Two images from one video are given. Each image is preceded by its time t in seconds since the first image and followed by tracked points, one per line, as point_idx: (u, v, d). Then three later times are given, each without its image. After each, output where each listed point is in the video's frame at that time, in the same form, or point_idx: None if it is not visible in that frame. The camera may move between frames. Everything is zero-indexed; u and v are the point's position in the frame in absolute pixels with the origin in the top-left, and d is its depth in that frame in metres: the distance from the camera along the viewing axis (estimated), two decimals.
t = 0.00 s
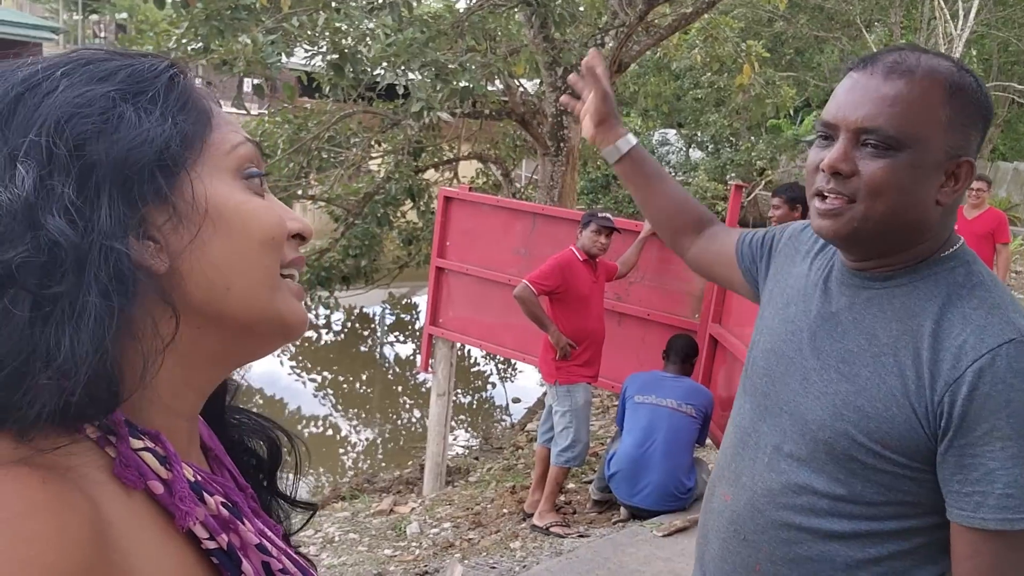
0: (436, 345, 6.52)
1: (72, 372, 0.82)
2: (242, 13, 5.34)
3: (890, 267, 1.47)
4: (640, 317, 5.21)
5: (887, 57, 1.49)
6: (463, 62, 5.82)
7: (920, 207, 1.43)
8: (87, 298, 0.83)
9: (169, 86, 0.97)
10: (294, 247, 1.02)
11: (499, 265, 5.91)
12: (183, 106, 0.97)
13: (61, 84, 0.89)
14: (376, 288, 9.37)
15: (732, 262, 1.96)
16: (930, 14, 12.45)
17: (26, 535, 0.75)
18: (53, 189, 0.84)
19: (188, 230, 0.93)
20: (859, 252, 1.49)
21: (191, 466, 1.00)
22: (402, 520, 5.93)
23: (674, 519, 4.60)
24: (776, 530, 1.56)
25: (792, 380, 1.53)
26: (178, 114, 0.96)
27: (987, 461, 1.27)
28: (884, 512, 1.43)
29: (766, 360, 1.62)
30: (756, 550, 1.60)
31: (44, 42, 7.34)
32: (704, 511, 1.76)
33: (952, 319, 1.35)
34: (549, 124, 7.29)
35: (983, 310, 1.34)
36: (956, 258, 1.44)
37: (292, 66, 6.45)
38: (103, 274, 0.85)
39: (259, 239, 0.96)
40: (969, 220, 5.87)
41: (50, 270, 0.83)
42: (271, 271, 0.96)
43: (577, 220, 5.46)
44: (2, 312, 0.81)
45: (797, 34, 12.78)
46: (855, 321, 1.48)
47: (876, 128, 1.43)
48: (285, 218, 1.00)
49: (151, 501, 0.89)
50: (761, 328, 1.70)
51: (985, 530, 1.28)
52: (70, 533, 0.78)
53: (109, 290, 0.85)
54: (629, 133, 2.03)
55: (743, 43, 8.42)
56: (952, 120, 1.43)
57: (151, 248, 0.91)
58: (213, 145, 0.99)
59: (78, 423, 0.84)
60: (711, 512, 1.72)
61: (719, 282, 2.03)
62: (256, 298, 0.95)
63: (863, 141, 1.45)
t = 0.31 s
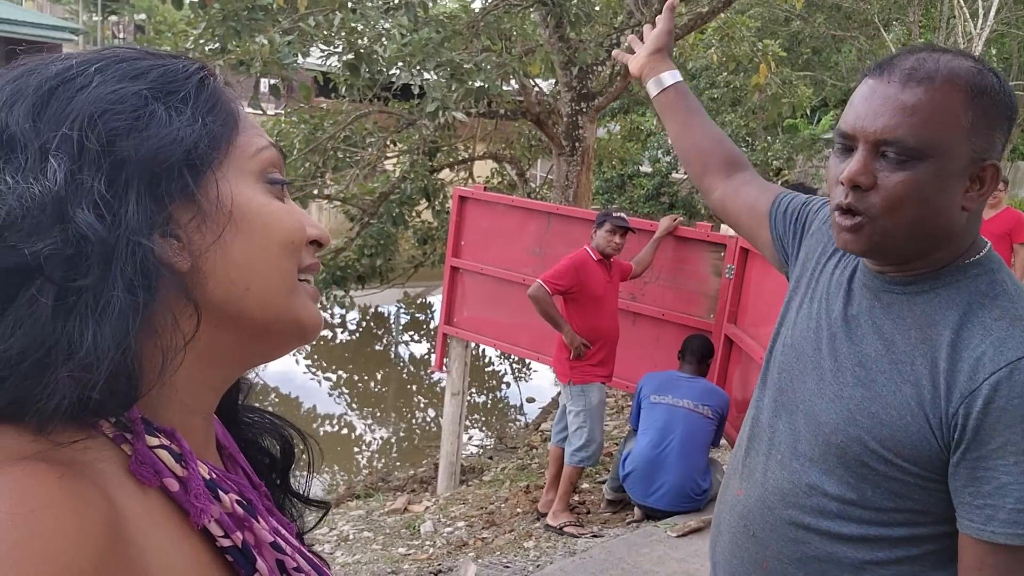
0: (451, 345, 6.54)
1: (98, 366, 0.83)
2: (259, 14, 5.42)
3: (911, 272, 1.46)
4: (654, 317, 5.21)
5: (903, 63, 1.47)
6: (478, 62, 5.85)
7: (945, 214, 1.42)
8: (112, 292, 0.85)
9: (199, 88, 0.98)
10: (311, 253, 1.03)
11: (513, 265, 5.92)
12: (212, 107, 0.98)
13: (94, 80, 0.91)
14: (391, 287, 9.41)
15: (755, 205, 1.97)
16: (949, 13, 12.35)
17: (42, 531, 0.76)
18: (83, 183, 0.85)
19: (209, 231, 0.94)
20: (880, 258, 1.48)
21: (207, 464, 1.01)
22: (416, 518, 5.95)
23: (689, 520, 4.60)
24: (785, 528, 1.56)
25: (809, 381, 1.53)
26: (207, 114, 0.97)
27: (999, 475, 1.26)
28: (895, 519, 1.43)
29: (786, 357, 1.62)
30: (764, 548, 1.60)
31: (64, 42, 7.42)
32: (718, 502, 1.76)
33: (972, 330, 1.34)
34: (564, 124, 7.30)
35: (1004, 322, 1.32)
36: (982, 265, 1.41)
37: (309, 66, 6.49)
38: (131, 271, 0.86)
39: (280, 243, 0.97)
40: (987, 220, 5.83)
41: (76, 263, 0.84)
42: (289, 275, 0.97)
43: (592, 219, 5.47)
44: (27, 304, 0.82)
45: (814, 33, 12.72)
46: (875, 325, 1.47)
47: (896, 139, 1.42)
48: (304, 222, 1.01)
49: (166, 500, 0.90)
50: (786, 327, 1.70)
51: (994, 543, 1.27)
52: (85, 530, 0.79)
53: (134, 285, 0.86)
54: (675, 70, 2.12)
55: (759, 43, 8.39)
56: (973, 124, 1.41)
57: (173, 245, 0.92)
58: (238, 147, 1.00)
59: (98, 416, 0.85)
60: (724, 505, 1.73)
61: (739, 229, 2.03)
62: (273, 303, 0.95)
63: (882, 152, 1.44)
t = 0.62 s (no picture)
0: (455, 345, 6.54)
1: (115, 361, 0.83)
2: (263, 15, 5.43)
3: (913, 269, 1.45)
4: (659, 317, 5.20)
5: (900, 64, 1.47)
6: (482, 62, 5.86)
7: (948, 214, 1.41)
8: (130, 287, 0.84)
9: (215, 86, 0.97)
10: (322, 252, 1.03)
11: (517, 265, 5.92)
12: (228, 105, 0.98)
13: (112, 77, 0.90)
14: (395, 288, 9.42)
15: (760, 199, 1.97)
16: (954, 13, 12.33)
17: (58, 527, 0.76)
18: (102, 179, 0.85)
19: (222, 229, 0.93)
20: (882, 258, 1.48)
21: (219, 460, 1.01)
22: (420, 519, 5.96)
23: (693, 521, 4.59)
24: (789, 528, 1.56)
25: (813, 382, 1.53)
26: (223, 112, 0.96)
27: (999, 473, 1.25)
28: (899, 518, 1.43)
29: (791, 359, 1.62)
30: (768, 546, 1.60)
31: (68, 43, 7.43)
32: (726, 503, 1.76)
33: (973, 328, 1.33)
34: (568, 124, 7.31)
35: (1005, 319, 1.31)
36: (984, 264, 1.41)
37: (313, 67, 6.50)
38: (149, 267, 0.86)
39: (293, 240, 0.97)
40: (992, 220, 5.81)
41: (94, 260, 0.83)
42: (301, 274, 0.97)
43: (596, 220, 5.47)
44: (44, 299, 0.82)
45: (819, 33, 12.70)
46: (877, 325, 1.47)
47: (895, 142, 1.42)
48: (315, 221, 1.00)
49: (179, 494, 0.91)
50: (792, 326, 1.70)
51: (995, 542, 1.26)
52: (99, 525, 0.79)
53: (152, 281, 0.86)
54: (674, 62, 2.11)
55: (763, 44, 8.39)
56: (974, 122, 1.41)
57: (187, 242, 0.91)
58: (253, 146, 0.99)
59: (111, 412, 0.85)
60: (731, 504, 1.73)
61: (744, 223, 2.03)
62: (283, 302, 0.95)
63: (882, 155, 1.44)
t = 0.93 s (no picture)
0: (449, 345, 6.54)
1: (114, 362, 0.83)
2: (256, 15, 5.49)
3: (904, 268, 1.46)
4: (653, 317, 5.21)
5: (896, 62, 1.48)
6: (476, 63, 5.86)
7: (939, 211, 1.41)
8: (127, 288, 0.85)
9: (214, 89, 0.97)
10: (318, 256, 1.03)
11: (512, 265, 5.92)
12: (226, 107, 0.98)
13: (112, 77, 0.90)
14: (389, 289, 9.41)
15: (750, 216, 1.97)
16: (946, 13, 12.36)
17: (57, 528, 0.76)
18: (99, 180, 0.85)
19: (219, 230, 0.93)
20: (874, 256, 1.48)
21: (215, 461, 1.01)
22: (415, 519, 5.96)
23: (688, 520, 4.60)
24: (786, 528, 1.56)
25: (806, 382, 1.53)
26: (222, 115, 0.96)
27: (995, 468, 1.26)
28: (894, 516, 1.43)
29: (783, 359, 1.63)
30: (765, 547, 1.60)
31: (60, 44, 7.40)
32: (720, 504, 1.77)
33: (965, 325, 1.34)
34: (562, 124, 7.29)
35: (996, 316, 1.32)
36: (974, 260, 1.42)
37: (306, 67, 6.49)
38: (146, 269, 0.86)
39: (289, 243, 0.97)
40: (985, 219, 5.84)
41: (89, 261, 0.84)
42: (299, 276, 0.97)
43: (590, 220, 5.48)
44: (41, 299, 0.82)
45: (812, 33, 12.73)
46: (870, 323, 1.48)
47: (890, 138, 1.42)
48: (312, 224, 1.00)
49: (175, 496, 0.90)
50: (783, 326, 1.70)
51: (991, 536, 1.27)
52: (97, 526, 0.79)
53: (148, 281, 0.86)
54: (655, 77, 2.08)
55: (757, 43, 8.41)
56: (966, 121, 1.42)
57: (184, 242, 0.91)
58: (251, 148, 0.99)
59: (107, 413, 0.85)
60: (726, 505, 1.73)
61: (735, 239, 2.03)
62: (280, 305, 0.95)
63: (877, 151, 1.44)
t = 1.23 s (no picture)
0: (434, 346, 6.54)
1: (98, 365, 0.83)
2: (238, 16, 5.44)
3: (889, 262, 1.48)
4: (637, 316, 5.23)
5: (894, 52, 1.51)
6: (459, 63, 5.85)
7: (928, 202, 1.45)
8: (112, 293, 0.84)
9: (192, 88, 0.96)
10: (302, 254, 1.02)
11: (496, 265, 5.93)
12: (203, 106, 0.97)
13: (90, 81, 0.89)
14: (374, 289, 9.39)
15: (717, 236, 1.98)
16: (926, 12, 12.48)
17: (46, 531, 0.77)
18: (80, 186, 0.85)
19: (204, 232, 0.93)
20: (860, 248, 1.50)
21: (202, 463, 1.00)
22: (401, 521, 5.95)
23: (674, 518, 4.61)
24: (778, 527, 1.56)
25: (792, 381, 1.54)
26: (201, 116, 0.96)
27: (987, 457, 1.28)
28: (886, 511, 1.44)
29: (766, 358, 1.64)
30: (757, 549, 1.60)
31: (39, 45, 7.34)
32: (706, 508, 1.77)
33: (950, 318, 1.36)
34: (545, 125, 7.30)
35: (980, 308, 1.34)
36: (953, 255, 1.44)
37: (290, 69, 6.47)
38: (131, 273, 0.86)
39: (274, 245, 0.96)
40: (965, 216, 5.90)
41: (75, 266, 0.83)
42: (283, 275, 0.97)
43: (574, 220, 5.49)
44: (25, 307, 0.82)
45: (793, 33, 12.82)
46: (855, 320, 1.49)
47: (888, 125, 1.45)
48: (295, 223, 1.00)
49: (161, 498, 0.90)
50: (761, 327, 1.71)
51: (986, 525, 1.29)
52: (84, 525, 0.80)
53: (133, 287, 0.86)
54: (619, 107, 2.08)
55: (738, 43, 8.46)
56: (959, 116, 1.46)
57: (168, 247, 0.91)
58: (231, 148, 0.99)
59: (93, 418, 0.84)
60: (714, 509, 1.73)
61: (703, 261, 2.04)
62: (267, 304, 0.95)
63: (873, 137, 1.47)
